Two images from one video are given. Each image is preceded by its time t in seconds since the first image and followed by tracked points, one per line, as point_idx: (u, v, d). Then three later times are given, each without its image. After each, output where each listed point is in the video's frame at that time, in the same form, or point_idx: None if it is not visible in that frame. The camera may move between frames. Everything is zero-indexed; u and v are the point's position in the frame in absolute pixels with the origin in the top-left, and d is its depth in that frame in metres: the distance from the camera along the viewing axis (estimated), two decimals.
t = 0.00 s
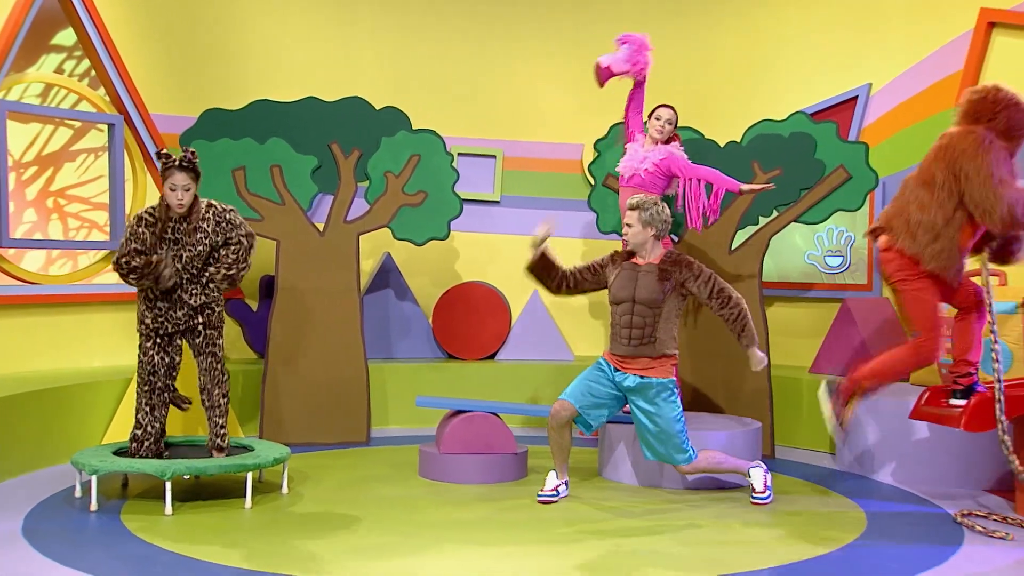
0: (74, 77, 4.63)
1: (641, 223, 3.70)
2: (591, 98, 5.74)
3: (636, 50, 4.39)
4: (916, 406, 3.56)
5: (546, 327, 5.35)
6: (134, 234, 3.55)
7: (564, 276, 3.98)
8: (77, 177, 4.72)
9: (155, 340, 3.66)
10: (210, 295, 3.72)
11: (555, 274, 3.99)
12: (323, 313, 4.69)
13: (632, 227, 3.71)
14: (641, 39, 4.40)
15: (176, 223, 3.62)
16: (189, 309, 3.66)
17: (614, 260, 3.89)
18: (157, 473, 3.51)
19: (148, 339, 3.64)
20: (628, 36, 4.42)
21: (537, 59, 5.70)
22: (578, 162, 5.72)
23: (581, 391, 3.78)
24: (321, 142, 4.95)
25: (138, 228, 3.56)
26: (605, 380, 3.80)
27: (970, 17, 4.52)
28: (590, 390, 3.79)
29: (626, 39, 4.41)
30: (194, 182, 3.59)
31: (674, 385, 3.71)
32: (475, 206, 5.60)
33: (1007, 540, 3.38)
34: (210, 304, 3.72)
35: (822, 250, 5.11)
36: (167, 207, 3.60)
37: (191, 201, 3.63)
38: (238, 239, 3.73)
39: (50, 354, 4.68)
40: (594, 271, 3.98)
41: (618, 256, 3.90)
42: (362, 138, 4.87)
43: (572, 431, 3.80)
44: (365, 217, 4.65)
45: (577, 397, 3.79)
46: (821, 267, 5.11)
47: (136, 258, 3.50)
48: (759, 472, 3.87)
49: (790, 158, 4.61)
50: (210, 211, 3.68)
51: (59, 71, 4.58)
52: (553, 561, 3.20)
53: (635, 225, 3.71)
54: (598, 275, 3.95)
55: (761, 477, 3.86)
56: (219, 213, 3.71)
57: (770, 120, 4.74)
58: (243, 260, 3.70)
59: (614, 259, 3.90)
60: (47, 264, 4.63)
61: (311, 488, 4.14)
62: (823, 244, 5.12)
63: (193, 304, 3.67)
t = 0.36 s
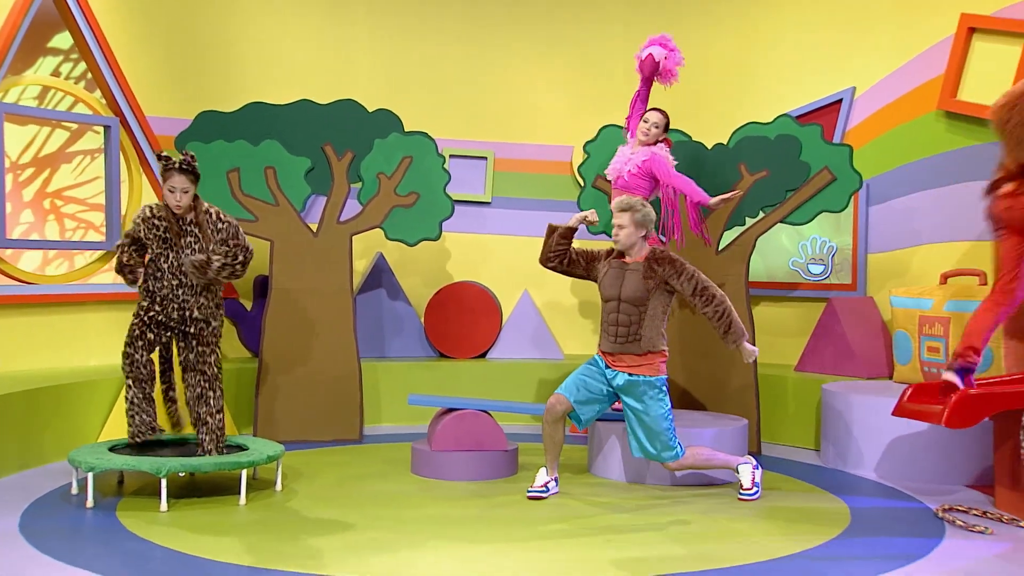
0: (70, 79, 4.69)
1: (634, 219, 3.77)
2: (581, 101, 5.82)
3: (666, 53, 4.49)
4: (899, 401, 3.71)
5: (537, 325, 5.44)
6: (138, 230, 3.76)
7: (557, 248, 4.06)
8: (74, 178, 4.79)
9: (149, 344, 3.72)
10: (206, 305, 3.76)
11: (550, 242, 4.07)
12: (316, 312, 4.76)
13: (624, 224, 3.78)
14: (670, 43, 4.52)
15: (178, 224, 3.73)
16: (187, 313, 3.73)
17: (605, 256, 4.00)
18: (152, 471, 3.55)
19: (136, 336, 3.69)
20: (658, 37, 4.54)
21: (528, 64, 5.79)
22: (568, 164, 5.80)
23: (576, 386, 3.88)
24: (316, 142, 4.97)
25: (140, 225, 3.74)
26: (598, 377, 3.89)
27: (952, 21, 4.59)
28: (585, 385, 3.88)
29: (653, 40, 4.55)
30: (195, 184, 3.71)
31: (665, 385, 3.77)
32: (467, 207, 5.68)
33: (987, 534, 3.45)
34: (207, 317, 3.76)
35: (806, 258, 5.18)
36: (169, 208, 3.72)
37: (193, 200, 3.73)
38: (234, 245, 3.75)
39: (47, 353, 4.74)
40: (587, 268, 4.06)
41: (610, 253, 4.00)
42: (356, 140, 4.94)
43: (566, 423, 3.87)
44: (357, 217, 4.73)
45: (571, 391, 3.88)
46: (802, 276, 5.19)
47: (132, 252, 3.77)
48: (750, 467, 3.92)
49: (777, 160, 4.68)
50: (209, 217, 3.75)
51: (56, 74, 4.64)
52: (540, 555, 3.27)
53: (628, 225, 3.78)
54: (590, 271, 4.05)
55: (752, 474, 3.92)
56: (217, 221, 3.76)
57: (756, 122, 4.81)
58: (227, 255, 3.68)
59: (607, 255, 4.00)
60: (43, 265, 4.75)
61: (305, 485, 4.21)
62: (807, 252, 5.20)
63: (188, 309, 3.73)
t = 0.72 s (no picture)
0: (71, 82, 4.76)
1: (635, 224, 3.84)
2: (575, 103, 5.89)
3: (634, 52, 4.59)
4: (887, 399, 3.79)
5: (531, 325, 5.50)
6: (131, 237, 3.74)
7: (552, 252, 4.11)
8: (75, 180, 4.85)
9: (148, 343, 3.77)
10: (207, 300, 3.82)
11: (545, 245, 4.12)
12: (314, 313, 4.83)
13: (627, 229, 3.83)
14: (639, 44, 4.63)
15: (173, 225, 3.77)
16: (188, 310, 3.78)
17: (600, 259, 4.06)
18: (151, 468, 3.61)
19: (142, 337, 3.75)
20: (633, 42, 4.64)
21: (522, 66, 5.87)
22: (562, 165, 5.87)
23: (568, 386, 3.94)
24: (313, 143, 4.95)
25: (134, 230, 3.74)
26: (589, 378, 3.94)
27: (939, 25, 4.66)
28: (576, 386, 3.94)
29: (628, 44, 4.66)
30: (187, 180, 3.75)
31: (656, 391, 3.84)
32: (462, 208, 5.75)
33: (972, 530, 3.51)
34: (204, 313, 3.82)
35: (791, 264, 5.31)
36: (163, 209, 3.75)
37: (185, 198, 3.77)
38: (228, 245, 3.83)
39: (47, 352, 4.80)
40: (582, 271, 4.12)
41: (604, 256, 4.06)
42: (352, 143, 4.93)
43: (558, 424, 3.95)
44: (354, 218, 4.81)
45: (563, 391, 3.94)
46: (788, 280, 5.33)
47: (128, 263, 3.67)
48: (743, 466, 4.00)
49: (766, 162, 4.76)
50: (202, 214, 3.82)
51: (57, 77, 4.70)
52: (534, 551, 3.33)
53: (629, 231, 3.83)
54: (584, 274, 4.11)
55: (745, 472, 3.99)
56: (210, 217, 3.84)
57: (748, 124, 4.88)
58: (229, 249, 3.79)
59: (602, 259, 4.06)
60: (44, 265, 4.81)
61: (302, 482, 4.27)
62: (793, 259, 5.31)
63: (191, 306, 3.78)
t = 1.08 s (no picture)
0: (74, 84, 4.81)
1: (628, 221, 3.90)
2: (573, 104, 5.93)
3: (598, 57, 4.66)
4: (882, 397, 3.83)
5: (530, 324, 5.55)
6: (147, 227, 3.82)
7: (547, 253, 4.18)
8: (77, 181, 4.89)
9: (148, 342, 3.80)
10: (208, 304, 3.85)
11: (540, 247, 4.20)
12: (314, 313, 4.87)
13: (621, 225, 3.88)
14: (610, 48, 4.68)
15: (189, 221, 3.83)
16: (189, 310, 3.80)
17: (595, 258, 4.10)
18: (153, 467, 3.63)
19: (141, 332, 3.76)
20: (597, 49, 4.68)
21: (521, 67, 5.91)
22: (560, 166, 5.92)
23: (568, 382, 3.97)
24: (313, 144, 4.95)
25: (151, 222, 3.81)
26: (590, 374, 3.99)
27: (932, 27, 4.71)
28: (577, 382, 3.97)
29: (597, 48, 4.69)
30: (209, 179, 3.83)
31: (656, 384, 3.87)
32: (461, 209, 5.80)
33: (966, 527, 3.55)
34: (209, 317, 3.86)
35: (782, 270, 5.41)
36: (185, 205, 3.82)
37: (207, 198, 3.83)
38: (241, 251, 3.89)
39: (50, 352, 4.84)
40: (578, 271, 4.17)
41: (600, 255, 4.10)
42: (353, 144, 4.96)
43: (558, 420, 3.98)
44: (355, 219, 4.86)
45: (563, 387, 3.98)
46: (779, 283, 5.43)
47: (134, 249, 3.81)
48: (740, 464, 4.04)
49: (762, 163, 4.80)
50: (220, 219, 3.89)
51: (60, 78, 4.74)
52: (533, 548, 3.37)
53: (623, 227, 3.89)
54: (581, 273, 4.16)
55: (742, 470, 4.04)
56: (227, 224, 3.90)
57: (744, 126, 4.92)
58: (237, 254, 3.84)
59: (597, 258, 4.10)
60: (46, 265, 4.83)
61: (302, 481, 4.31)
62: (784, 265, 5.41)
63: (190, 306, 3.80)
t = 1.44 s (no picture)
0: (73, 84, 4.80)
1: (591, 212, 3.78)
2: (573, 104, 5.94)
3: (604, 53, 4.66)
4: (882, 396, 3.83)
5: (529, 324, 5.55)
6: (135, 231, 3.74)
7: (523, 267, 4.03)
8: (77, 181, 4.88)
9: (147, 343, 3.80)
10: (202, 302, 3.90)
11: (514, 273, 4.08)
12: (314, 312, 4.87)
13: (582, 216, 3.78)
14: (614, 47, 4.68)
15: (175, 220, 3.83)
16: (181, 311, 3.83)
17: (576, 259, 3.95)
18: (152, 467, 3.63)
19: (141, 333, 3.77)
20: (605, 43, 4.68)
21: (520, 67, 5.91)
22: (560, 166, 5.92)
23: (577, 368, 3.90)
24: (313, 144, 4.95)
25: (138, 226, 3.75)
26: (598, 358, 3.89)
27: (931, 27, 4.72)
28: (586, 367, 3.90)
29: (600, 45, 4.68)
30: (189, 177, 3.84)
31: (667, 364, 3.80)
32: (460, 209, 5.80)
33: (966, 527, 3.55)
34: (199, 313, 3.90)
35: (776, 274, 5.41)
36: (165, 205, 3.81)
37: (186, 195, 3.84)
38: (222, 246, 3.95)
39: (49, 352, 4.84)
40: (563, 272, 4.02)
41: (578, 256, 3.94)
42: (353, 144, 4.95)
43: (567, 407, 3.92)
44: (354, 219, 4.86)
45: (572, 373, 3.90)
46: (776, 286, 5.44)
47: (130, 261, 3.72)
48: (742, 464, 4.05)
49: (762, 163, 4.81)
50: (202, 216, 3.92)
51: (59, 78, 4.74)
52: (533, 548, 3.36)
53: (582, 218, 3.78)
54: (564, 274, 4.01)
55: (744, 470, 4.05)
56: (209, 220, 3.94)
57: (744, 126, 4.92)
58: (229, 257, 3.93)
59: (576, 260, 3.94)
60: (46, 265, 4.79)
61: (302, 481, 4.31)
62: (778, 269, 5.41)
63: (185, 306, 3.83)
